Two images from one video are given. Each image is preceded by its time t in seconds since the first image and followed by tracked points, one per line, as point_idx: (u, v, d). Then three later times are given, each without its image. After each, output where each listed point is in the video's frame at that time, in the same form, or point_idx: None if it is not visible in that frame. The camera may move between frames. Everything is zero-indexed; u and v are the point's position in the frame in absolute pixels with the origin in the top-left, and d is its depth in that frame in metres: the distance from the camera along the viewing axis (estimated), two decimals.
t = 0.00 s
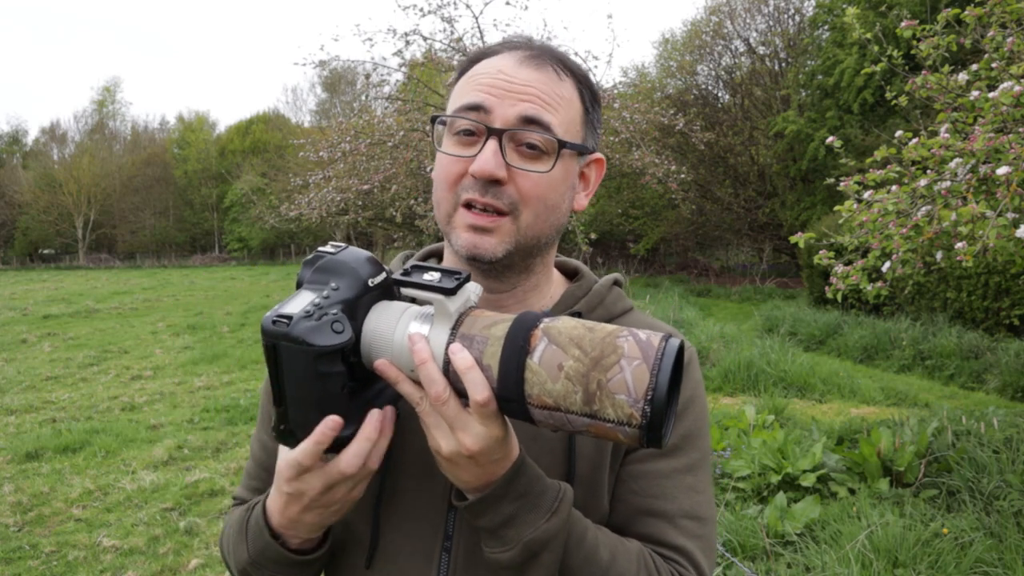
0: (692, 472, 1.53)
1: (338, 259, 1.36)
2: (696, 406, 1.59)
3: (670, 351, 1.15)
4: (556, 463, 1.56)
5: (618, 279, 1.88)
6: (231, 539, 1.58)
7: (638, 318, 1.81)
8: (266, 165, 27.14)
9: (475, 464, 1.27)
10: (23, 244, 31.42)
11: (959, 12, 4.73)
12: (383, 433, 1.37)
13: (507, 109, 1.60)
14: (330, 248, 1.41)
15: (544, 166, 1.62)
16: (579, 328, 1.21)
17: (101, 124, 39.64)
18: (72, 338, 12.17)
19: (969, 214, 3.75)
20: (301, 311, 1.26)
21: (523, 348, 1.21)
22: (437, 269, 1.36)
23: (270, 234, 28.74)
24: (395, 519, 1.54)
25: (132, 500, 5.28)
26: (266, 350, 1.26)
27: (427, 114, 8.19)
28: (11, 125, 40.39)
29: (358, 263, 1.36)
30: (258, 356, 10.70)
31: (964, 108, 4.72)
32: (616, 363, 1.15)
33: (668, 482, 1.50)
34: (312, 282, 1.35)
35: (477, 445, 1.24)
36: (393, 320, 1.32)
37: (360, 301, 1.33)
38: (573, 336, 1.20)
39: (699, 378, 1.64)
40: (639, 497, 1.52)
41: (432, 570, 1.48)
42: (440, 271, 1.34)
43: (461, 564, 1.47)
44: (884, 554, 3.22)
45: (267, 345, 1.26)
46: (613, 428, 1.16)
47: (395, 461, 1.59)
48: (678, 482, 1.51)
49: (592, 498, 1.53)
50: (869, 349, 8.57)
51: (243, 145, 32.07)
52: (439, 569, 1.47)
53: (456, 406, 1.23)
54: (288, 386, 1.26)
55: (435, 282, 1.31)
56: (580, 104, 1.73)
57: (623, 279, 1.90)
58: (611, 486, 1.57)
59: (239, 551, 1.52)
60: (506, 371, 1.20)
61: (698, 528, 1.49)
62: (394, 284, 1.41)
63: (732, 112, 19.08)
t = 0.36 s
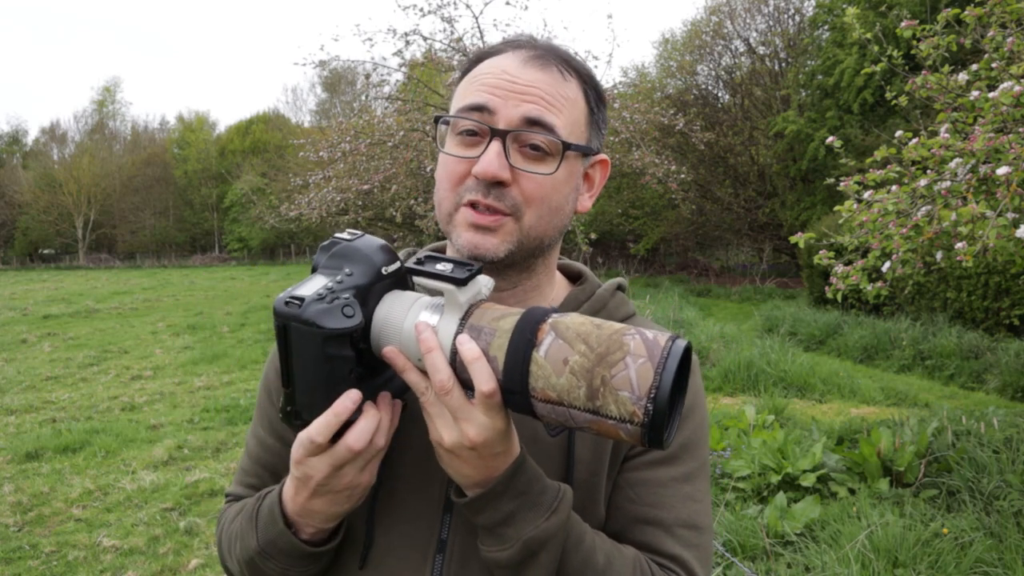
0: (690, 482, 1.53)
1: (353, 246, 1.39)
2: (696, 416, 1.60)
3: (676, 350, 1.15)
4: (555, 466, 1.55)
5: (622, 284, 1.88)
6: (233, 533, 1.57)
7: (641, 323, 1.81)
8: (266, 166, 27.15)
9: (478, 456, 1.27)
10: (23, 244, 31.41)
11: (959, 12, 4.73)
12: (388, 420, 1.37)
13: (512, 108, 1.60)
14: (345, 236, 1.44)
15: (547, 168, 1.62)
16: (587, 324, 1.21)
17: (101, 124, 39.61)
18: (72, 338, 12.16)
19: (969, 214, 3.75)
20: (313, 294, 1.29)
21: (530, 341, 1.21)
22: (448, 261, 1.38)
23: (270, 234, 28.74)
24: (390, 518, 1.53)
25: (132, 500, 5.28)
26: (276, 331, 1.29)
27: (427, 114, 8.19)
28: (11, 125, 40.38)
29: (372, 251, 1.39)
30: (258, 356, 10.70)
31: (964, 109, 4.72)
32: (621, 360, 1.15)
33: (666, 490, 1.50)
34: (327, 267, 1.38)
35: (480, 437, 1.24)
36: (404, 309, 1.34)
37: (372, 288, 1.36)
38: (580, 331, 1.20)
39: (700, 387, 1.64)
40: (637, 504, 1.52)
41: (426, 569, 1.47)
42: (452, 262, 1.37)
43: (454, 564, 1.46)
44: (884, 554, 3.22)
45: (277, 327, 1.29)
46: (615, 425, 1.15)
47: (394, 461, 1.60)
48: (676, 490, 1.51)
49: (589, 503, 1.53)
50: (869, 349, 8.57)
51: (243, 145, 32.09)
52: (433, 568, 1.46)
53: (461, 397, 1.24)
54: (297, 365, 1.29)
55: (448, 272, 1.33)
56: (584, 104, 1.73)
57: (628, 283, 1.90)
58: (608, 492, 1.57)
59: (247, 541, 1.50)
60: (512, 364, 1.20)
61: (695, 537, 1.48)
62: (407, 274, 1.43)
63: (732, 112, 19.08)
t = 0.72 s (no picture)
0: (692, 483, 1.52)
1: (346, 249, 1.39)
2: (698, 416, 1.58)
3: (668, 350, 1.15)
4: (553, 470, 1.56)
5: (622, 282, 1.87)
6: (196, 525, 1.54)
7: (641, 322, 1.81)
8: (266, 166, 27.14)
9: (470, 459, 1.27)
10: (23, 244, 31.36)
11: (959, 11, 4.73)
12: (379, 424, 1.37)
13: (508, 107, 1.59)
14: (338, 238, 1.45)
15: (547, 167, 1.62)
16: (579, 325, 1.21)
17: (101, 124, 39.59)
18: (72, 338, 12.16)
19: (969, 214, 3.75)
20: (306, 294, 1.29)
21: (522, 342, 1.21)
22: (442, 262, 1.38)
23: (270, 234, 28.73)
24: (387, 521, 1.54)
25: (132, 500, 5.28)
26: (268, 331, 1.29)
27: (427, 114, 8.19)
28: (11, 125, 40.37)
29: (365, 253, 1.39)
30: (258, 356, 10.70)
31: (964, 108, 4.72)
32: (614, 360, 1.15)
33: (665, 493, 1.50)
34: (319, 269, 1.38)
35: (471, 439, 1.24)
36: (397, 311, 1.35)
37: (365, 290, 1.36)
38: (573, 332, 1.20)
39: (702, 388, 1.64)
40: (637, 507, 1.52)
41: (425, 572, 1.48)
42: (446, 264, 1.37)
43: (454, 567, 1.46)
44: (884, 554, 3.22)
45: (271, 327, 1.29)
46: (608, 425, 1.15)
47: (392, 464, 1.59)
48: (677, 493, 1.50)
49: (588, 507, 1.54)
50: (869, 349, 8.57)
51: (243, 145, 32.10)
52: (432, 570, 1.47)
53: (453, 399, 1.24)
54: (288, 366, 1.29)
55: (441, 273, 1.34)
56: (577, 99, 1.73)
57: (627, 281, 1.90)
58: (607, 495, 1.57)
59: (214, 528, 1.49)
60: (504, 366, 1.21)
61: (696, 540, 1.47)
62: (400, 276, 1.44)
63: (732, 112, 19.07)
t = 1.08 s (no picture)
0: (692, 482, 1.52)
1: (341, 252, 1.40)
2: (698, 414, 1.58)
3: (663, 346, 1.14)
4: (552, 470, 1.56)
5: (620, 281, 1.87)
6: (209, 531, 1.56)
7: (640, 320, 1.81)
8: (266, 166, 27.13)
9: (468, 460, 1.27)
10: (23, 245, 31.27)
11: (959, 11, 4.73)
12: (377, 427, 1.38)
13: (506, 105, 1.60)
14: (333, 242, 1.46)
15: (546, 164, 1.63)
16: (575, 323, 1.21)
17: (101, 124, 39.52)
18: (72, 338, 12.16)
19: (969, 214, 3.75)
20: (301, 299, 1.30)
21: (518, 342, 1.21)
22: (436, 264, 1.38)
23: (270, 234, 28.70)
24: (388, 524, 1.54)
25: (132, 500, 5.28)
26: (264, 334, 1.30)
27: (427, 114, 8.19)
28: (10, 125, 40.25)
29: (359, 256, 1.40)
30: (258, 356, 10.70)
31: (964, 108, 4.72)
32: (610, 357, 1.15)
33: (665, 492, 1.50)
34: (315, 273, 1.39)
35: (469, 439, 1.24)
36: (392, 314, 1.36)
37: (360, 293, 1.37)
38: (568, 330, 1.20)
39: (701, 386, 1.64)
40: (637, 507, 1.52)
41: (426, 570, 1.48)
42: (440, 265, 1.37)
43: (455, 567, 1.46)
44: (884, 554, 3.22)
45: (265, 330, 1.30)
46: (605, 424, 1.15)
47: (389, 467, 1.60)
48: (676, 491, 1.50)
49: (587, 506, 1.54)
50: (869, 349, 8.58)
51: (243, 145, 32.13)
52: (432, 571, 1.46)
53: (449, 400, 1.24)
54: (284, 369, 1.30)
55: (435, 275, 1.33)
56: (572, 95, 1.74)
57: (625, 280, 1.89)
58: (608, 495, 1.57)
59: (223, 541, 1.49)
60: (501, 365, 1.20)
61: (697, 539, 1.47)
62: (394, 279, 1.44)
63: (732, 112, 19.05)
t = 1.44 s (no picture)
0: (697, 478, 1.52)
1: (312, 274, 1.39)
2: (703, 410, 1.58)
3: (642, 351, 1.13)
4: (553, 471, 1.56)
5: (621, 276, 1.86)
6: (231, 547, 1.59)
7: (642, 317, 1.80)
8: (266, 166, 27.13)
9: (458, 473, 1.27)
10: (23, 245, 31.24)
11: (959, 11, 4.73)
12: (365, 444, 1.38)
13: (509, 98, 1.60)
14: (305, 263, 1.44)
15: (550, 155, 1.63)
16: (553, 333, 1.20)
17: (101, 124, 39.52)
18: (72, 338, 12.16)
19: (969, 214, 3.75)
20: (274, 328, 1.29)
21: (496, 355, 1.21)
22: (411, 280, 1.37)
23: (270, 234, 28.70)
24: (389, 526, 1.55)
25: (132, 500, 5.28)
26: (241, 367, 1.30)
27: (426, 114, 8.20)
28: (10, 125, 40.22)
29: (333, 277, 1.39)
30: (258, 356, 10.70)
31: (964, 108, 4.72)
32: (589, 367, 1.14)
33: (669, 489, 1.50)
34: (287, 298, 1.38)
35: (457, 454, 1.24)
36: (369, 332, 1.35)
37: (334, 315, 1.36)
38: (546, 341, 1.19)
39: (706, 382, 1.63)
40: (642, 505, 1.51)
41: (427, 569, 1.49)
42: (413, 280, 1.36)
43: (455, 566, 1.47)
44: (884, 554, 3.22)
45: (242, 363, 1.30)
46: (590, 433, 1.15)
47: (385, 468, 1.60)
48: (681, 489, 1.50)
49: (590, 506, 1.53)
50: (869, 349, 8.58)
51: (243, 145, 32.16)
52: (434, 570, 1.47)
53: (433, 417, 1.24)
54: (265, 401, 1.30)
55: (408, 292, 1.32)
56: (569, 89, 1.75)
57: (626, 274, 1.88)
58: (613, 493, 1.57)
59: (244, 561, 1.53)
60: (481, 380, 1.20)
61: (703, 535, 1.47)
62: (370, 295, 1.43)
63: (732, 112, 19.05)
